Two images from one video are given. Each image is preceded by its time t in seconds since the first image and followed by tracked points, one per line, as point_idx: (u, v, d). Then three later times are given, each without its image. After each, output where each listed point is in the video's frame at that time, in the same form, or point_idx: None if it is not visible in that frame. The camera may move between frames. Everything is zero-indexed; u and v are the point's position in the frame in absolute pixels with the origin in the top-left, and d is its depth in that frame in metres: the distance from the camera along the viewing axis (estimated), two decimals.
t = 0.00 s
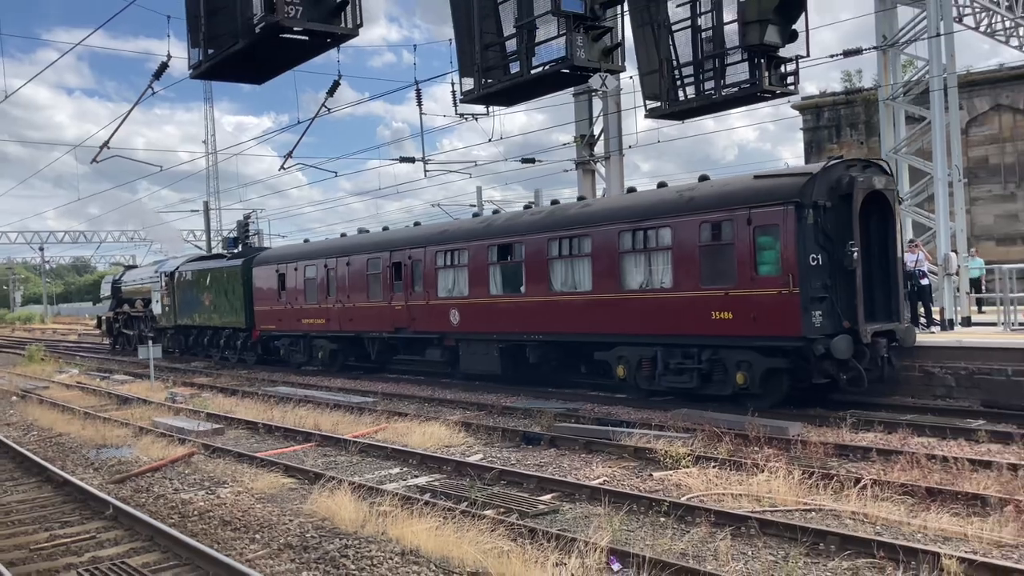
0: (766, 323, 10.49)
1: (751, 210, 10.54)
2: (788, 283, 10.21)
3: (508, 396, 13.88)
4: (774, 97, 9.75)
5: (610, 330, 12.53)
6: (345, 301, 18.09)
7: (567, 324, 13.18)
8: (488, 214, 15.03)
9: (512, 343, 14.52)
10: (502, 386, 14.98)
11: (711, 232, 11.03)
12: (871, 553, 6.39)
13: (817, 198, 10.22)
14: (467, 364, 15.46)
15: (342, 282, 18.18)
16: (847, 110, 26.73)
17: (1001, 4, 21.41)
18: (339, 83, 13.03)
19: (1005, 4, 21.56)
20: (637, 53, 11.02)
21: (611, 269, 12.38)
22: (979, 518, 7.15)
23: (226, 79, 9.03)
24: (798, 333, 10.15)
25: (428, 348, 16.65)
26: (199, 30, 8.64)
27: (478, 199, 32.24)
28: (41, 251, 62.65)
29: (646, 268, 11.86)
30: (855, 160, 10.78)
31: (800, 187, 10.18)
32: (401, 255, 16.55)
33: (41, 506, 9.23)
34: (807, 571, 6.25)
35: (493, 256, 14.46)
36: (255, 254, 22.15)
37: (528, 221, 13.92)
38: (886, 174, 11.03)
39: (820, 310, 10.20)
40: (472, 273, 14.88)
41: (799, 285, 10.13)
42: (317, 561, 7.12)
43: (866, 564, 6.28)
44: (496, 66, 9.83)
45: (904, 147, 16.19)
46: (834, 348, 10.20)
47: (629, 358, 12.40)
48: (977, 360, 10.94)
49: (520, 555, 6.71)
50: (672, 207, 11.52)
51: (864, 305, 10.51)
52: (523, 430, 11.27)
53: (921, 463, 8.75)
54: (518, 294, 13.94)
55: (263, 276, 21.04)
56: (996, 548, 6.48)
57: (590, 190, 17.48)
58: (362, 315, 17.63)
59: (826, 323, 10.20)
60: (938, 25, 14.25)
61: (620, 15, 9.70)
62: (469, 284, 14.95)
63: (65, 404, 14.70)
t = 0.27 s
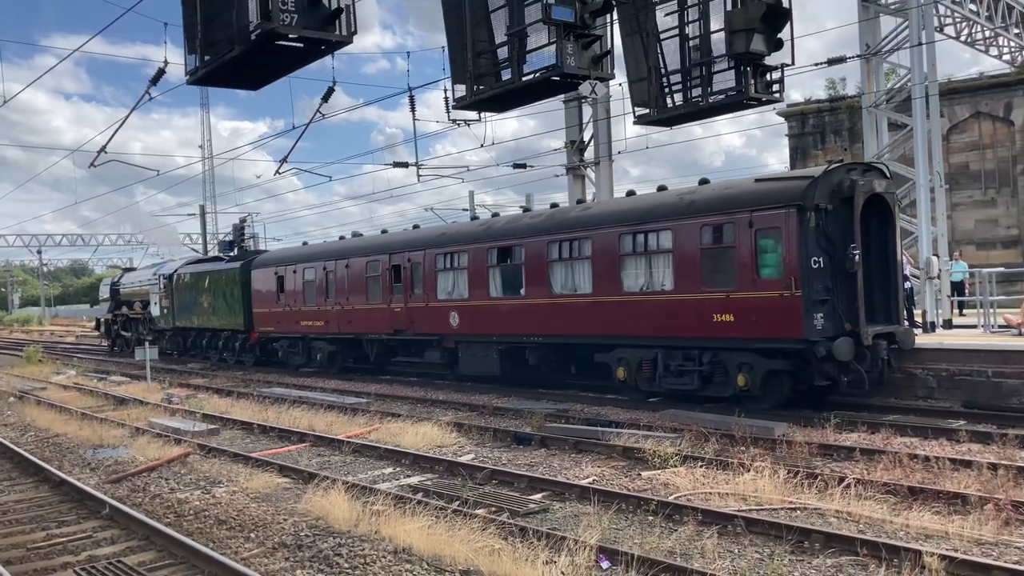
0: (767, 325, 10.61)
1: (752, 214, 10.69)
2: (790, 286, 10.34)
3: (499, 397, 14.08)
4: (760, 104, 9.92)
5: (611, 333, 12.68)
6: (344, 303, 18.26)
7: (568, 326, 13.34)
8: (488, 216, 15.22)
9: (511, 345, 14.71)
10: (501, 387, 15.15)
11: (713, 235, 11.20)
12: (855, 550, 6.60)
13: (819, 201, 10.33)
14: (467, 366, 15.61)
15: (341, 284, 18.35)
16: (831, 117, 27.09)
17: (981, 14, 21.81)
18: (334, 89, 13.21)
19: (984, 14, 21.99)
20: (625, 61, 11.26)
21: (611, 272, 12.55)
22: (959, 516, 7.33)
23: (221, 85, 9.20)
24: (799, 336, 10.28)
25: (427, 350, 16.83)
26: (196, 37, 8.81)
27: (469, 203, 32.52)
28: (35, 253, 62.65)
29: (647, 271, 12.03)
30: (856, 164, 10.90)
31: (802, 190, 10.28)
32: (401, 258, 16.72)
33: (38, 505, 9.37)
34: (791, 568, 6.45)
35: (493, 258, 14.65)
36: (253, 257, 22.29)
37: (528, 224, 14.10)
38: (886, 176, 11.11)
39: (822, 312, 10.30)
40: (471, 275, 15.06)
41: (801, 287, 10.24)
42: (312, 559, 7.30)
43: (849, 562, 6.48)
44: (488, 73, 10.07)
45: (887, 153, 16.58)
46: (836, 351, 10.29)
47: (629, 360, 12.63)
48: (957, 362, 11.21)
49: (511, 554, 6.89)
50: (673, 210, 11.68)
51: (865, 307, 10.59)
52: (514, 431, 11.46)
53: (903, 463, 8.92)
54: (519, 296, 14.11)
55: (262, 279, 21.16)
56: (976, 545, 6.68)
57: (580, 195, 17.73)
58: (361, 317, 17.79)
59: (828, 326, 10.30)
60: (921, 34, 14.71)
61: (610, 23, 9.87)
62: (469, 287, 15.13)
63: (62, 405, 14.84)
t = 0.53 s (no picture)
0: (770, 328, 10.61)
1: (755, 216, 10.69)
2: (794, 289, 10.33)
3: (490, 399, 14.18)
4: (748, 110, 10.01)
5: (613, 335, 12.69)
6: (341, 306, 18.32)
7: (569, 328, 13.36)
8: (487, 219, 15.27)
9: (510, 348, 14.78)
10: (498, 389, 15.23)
11: (715, 237, 11.20)
12: (841, 550, 6.73)
13: (822, 204, 10.36)
14: (465, 368, 15.72)
15: (339, 286, 18.42)
16: (818, 122, 27.35)
17: (965, 21, 22.11)
18: (326, 93, 13.30)
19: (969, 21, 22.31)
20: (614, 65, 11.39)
21: (612, 275, 12.58)
22: (944, 516, 7.45)
23: (214, 89, 9.28)
24: (803, 338, 10.26)
25: (426, 352, 16.94)
26: (190, 41, 8.90)
27: (460, 206, 32.65)
28: (29, 255, 62.53)
29: (648, 274, 12.05)
30: (858, 167, 10.94)
31: (805, 193, 10.31)
32: (399, 260, 16.77)
33: (30, 507, 9.42)
34: (778, 568, 6.56)
35: (492, 261, 14.69)
36: (249, 260, 22.35)
37: (528, 226, 14.15)
38: (889, 180, 11.19)
39: (825, 315, 10.31)
40: (470, 277, 15.12)
41: (805, 290, 10.25)
42: (304, 559, 7.38)
43: (835, 562, 6.60)
44: (480, 77, 10.19)
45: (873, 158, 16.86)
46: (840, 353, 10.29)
47: (630, 363, 12.61)
48: (940, 363, 11.39)
49: (502, 554, 6.99)
50: (675, 213, 11.70)
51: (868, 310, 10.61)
52: (504, 432, 11.57)
53: (889, 464, 9.04)
54: (518, 299, 14.17)
55: (258, 281, 21.20)
56: (960, 545, 6.81)
57: (571, 199, 17.87)
58: (359, 320, 17.86)
59: (831, 329, 10.31)
60: (906, 41, 14.96)
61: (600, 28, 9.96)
62: (468, 289, 15.19)
63: (55, 406, 14.87)
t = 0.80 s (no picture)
0: (779, 330, 10.51)
1: (764, 216, 10.61)
2: (804, 290, 10.23)
3: (484, 400, 14.17)
4: (741, 112, 9.95)
5: (618, 337, 12.61)
6: (340, 308, 18.28)
7: (573, 330, 13.31)
8: (489, 220, 15.24)
9: (512, 350, 14.72)
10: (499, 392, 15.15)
11: (723, 238, 11.12)
12: (833, 551, 6.74)
13: (832, 204, 10.29)
14: (465, 370, 15.66)
15: (337, 287, 18.36)
16: (810, 125, 27.46)
17: (956, 24, 22.22)
18: (320, 95, 13.30)
19: (959, 25, 22.44)
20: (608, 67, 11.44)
21: (617, 276, 12.53)
22: (936, 517, 7.47)
23: (206, 91, 9.26)
24: (813, 340, 10.17)
25: (426, 354, 16.88)
26: (182, 42, 8.89)
27: (454, 208, 32.64)
28: (23, 257, 62.28)
29: (653, 274, 12.00)
30: (868, 166, 10.89)
31: (815, 192, 10.23)
32: (399, 261, 16.73)
33: (22, 509, 9.38)
34: (772, 569, 6.57)
35: (495, 262, 14.65)
36: (244, 261, 22.31)
37: (532, 227, 14.11)
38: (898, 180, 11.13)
39: (835, 316, 10.23)
40: (472, 279, 15.09)
41: (815, 291, 10.14)
42: (297, 562, 7.36)
43: (827, 563, 6.62)
44: (473, 79, 10.18)
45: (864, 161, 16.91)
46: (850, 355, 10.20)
47: (635, 365, 12.55)
48: (932, 365, 11.44)
49: (495, 556, 6.99)
50: (681, 213, 11.64)
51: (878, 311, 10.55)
52: (498, 434, 11.57)
53: (881, 465, 9.07)
54: (521, 300, 14.14)
55: (255, 282, 21.15)
56: (952, 545, 6.84)
57: (564, 201, 17.85)
58: (357, 321, 17.82)
59: (841, 330, 10.23)
60: (898, 44, 15.00)
61: (593, 30, 9.97)
62: (470, 290, 15.16)
63: (47, 409, 14.81)
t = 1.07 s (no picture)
0: (794, 330, 10.36)
1: (778, 215, 10.44)
2: (819, 290, 10.07)
3: (482, 401, 14.16)
4: (738, 112, 9.96)
5: (628, 338, 12.43)
6: (343, 308, 18.22)
7: (582, 330, 13.12)
8: (494, 219, 15.06)
9: (518, 350, 14.61)
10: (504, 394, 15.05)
11: (735, 237, 10.95)
12: (831, 551, 6.74)
13: (848, 202, 10.17)
14: (471, 372, 15.59)
15: (341, 288, 18.29)
16: (807, 125, 27.46)
17: (952, 24, 22.25)
18: (317, 96, 13.30)
19: (956, 25, 22.46)
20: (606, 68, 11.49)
21: (626, 276, 12.35)
22: (934, 517, 7.47)
23: (203, 91, 9.26)
24: (829, 341, 10.03)
25: (430, 355, 16.78)
26: (179, 43, 8.89)
27: (452, 209, 32.61)
28: (20, 258, 62.16)
29: (664, 274, 11.82)
30: (882, 164, 10.78)
31: (830, 190, 10.07)
32: (403, 261, 16.62)
33: (19, 511, 9.36)
34: (770, 569, 6.58)
35: (500, 262, 14.47)
36: (245, 262, 22.26)
37: (538, 227, 13.92)
38: (911, 178, 11.05)
39: (850, 316, 10.14)
40: (477, 279, 14.93)
41: (831, 291, 9.99)
42: (294, 563, 7.36)
43: (825, 562, 6.62)
44: (470, 80, 10.18)
45: (862, 161, 16.92)
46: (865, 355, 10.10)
47: (645, 366, 12.38)
48: (929, 365, 11.47)
49: (493, 557, 6.98)
50: (692, 212, 11.46)
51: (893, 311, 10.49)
52: (496, 434, 11.58)
53: (879, 465, 9.07)
54: (528, 301, 13.96)
55: (256, 283, 21.08)
56: (949, 545, 6.85)
57: (561, 202, 17.85)
58: (361, 322, 17.73)
59: (856, 330, 10.16)
60: (895, 44, 15.01)
61: (590, 30, 9.97)
62: (475, 291, 14.99)
63: (44, 411, 14.78)
